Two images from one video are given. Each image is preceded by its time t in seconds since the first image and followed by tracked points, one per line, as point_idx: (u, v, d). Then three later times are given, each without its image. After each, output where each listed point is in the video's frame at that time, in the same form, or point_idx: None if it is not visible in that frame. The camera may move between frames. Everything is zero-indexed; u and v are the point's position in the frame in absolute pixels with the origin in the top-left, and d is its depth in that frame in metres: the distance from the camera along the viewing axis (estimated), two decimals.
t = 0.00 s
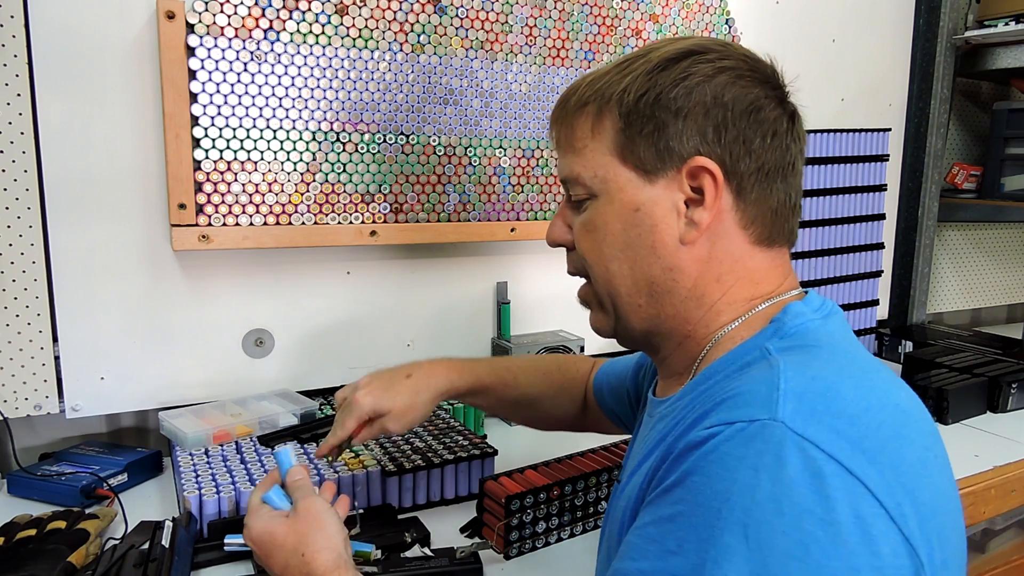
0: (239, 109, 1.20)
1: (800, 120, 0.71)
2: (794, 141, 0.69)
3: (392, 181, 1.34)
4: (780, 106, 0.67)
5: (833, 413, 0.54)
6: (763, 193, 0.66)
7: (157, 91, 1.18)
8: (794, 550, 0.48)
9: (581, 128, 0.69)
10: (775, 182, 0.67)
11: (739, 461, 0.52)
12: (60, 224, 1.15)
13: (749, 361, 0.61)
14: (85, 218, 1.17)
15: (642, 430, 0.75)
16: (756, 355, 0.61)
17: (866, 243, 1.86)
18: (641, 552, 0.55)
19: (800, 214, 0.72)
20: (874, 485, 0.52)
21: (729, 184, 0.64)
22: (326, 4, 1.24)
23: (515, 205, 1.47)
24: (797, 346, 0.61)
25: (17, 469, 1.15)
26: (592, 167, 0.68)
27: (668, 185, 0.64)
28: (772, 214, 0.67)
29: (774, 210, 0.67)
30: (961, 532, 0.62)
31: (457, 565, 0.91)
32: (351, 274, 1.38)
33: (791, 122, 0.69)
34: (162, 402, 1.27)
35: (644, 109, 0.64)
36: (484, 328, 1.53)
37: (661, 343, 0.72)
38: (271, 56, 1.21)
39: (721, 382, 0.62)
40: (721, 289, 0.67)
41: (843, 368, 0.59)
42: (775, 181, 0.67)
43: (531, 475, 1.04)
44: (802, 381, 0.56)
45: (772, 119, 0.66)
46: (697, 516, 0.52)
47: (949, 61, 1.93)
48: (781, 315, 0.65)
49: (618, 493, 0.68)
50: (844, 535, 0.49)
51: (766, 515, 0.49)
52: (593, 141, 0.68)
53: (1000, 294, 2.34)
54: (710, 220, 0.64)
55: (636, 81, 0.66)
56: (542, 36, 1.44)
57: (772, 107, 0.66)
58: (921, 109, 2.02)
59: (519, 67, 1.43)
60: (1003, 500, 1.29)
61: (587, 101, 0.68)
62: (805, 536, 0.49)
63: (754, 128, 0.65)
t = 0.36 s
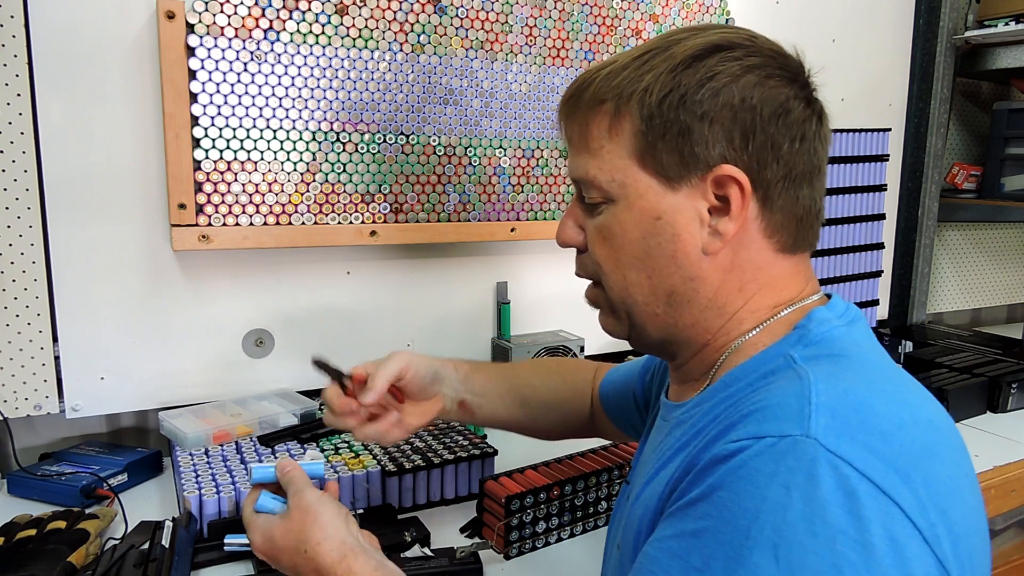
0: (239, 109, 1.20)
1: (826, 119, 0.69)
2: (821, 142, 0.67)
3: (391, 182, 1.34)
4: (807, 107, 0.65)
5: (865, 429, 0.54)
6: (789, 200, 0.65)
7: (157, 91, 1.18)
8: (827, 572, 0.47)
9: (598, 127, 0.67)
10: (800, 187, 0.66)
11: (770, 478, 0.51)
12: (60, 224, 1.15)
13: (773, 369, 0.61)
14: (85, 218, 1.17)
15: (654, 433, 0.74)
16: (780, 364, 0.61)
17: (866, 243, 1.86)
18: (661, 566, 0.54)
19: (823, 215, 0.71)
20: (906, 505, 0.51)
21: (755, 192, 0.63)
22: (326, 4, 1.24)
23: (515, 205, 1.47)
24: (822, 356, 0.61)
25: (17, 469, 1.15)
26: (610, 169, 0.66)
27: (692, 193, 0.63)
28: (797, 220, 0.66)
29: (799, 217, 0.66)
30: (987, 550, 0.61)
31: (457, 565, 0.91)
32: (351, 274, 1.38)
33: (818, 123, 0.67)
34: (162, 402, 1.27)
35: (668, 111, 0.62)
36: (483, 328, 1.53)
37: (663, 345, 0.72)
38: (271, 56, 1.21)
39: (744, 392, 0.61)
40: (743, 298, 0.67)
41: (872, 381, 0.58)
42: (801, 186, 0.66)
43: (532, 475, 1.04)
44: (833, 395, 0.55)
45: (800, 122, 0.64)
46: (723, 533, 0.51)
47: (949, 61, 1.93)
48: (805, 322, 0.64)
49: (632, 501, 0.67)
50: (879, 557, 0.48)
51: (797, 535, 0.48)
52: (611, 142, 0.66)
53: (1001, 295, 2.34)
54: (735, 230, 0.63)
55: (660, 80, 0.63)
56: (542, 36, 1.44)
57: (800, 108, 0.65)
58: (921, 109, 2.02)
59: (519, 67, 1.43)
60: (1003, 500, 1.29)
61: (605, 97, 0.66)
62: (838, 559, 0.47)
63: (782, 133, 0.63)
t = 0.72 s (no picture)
0: (239, 110, 1.20)
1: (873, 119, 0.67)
2: (871, 143, 0.66)
3: (392, 182, 1.34)
4: (862, 108, 0.64)
5: (921, 447, 0.52)
6: (838, 206, 0.64)
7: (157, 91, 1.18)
8: None
9: (642, 119, 0.64)
10: (849, 191, 0.64)
11: (821, 494, 0.49)
12: (60, 224, 1.15)
13: (811, 378, 0.60)
14: (86, 219, 1.17)
15: (672, 437, 0.73)
16: (820, 373, 0.60)
17: (866, 243, 1.86)
18: None
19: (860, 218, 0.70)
20: (962, 527, 0.49)
21: (807, 198, 0.62)
22: (326, 4, 1.24)
23: (514, 205, 1.47)
24: (866, 368, 0.59)
25: (17, 469, 1.15)
26: (653, 166, 0.63)
27: (741, 195, 0.61)
28: (843, 226, 0.65)
29: (846, 222, 0.65)
30: None
31: (457, 566, 0.90)
32: (351, 274, 1.38)
33: (869, 124, 0.65)
34: (162, 402, 1.27)
35: (722, 108, 0.60)
36: (483, 328, 1.53)
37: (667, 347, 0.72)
38: (271, 56, 1.21)
39: (785, 403, 0.60)
40: (783, 305, 0.65)
41: (922, 396, 0.56)
42: (850, 191, 0.64)
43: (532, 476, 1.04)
44: (887, 411, 0.53)
45: (855, 124, 0.63)
46: (769, 550, 0.49)
47: (949, 61, 1.94)
48: (843, 329, 0.63)
49: (659, 509, 0.66)
50: None
51: (849, 554, 0.46)
52: (656, 137, 0.63)
53: (1001, 295, 2.34)
54: (785, 236, 0.61)
55: (714, 74, 0.60)
56: (542, 36, 1.44)
57: (856, 110, 0.63)
58: (921, 109, 2.02)
59: (519, 67, 1.43)
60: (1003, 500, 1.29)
61: (651, 89, 0.63)
62: None
63: (837, 136, 0.61)
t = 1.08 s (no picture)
0: (239, 110, 1.20)
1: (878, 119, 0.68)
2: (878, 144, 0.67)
3: (391, 182, 1.34)
4: (871, 109, 0.64)
5: (949, 442, 0.51)
6: (850, 208, 0.64)
7: (157, 92, 1.18)
8: None
9: (655, 125, 0.63)
10: (860, 193, 0.65)
11: (857, 493, 0.49)
12: (60, 224, 1.15)
13: (826, 378, 0.60)
14: (87, 219, 1.17)
15: (678, 438, 0.73)
16: (834, 373, 0.60)
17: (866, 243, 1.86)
18: None
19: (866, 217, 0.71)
20: (992, 520, 0.49)
21: (822, 203, 0.62)
22: (326, 4, 1.24)
23: (515, 205, 1.47)
24: (881, 365, 0.59)
25: (17, 469, 1.15)
26: (667, 174, 0.62)
27: (756, 201, 0.61)
28: (854, 227, 0.66)
29: (858, 224, 0.66)
30: None
31: (457, 566, 0.90)
32: (352, 274, 1.38)
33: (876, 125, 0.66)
34: (163, 402, 1.27)
35: (740, 115, 0.59)
36: (484, 328, 1.53)
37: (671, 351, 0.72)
38: (271, 56, 1.21)
39: (803, 403, 0.60)
40: (797, 308, 0.65)
41: (942, 390, 0.56)
42: (861, 193, 0.65)
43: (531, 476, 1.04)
44: (913, 407, 0.53)
45: (866, 126, 0.63)
46: (806, 551, 0.49)
47: (949, 61, 1.94)
48: (853, 328, 0.63)
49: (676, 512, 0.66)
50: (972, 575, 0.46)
51: (889, 552, 0.46)
52: (670, 143, 0.62)
53: (1001, 295, 2.34)
54: (801, 241, 0.61)
55: (730, 80, 0.60)
56: (542, 36, 1.44)
57: (866, 112, 0.64)
58: (921, 109, 2.02)
59: (519, 67, 1.43)
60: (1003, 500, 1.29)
61: (664, 95, 0.62)
62: None
63: (850, 139, 0.62)
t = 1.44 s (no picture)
0: (239, 110, 1.20)
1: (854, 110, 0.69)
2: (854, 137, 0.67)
3: (391, 181, 1.34)
4: (846, 102, 0.65)
5: (943, 432, 0.51)
6: (833, 202, 0.65)
7: (157, 91, 1.18)
8: None
9: (638, 136, 0.63)
10: (841, 186, 0.65)
11: (855, 483, 0.49)
12: (60, 224, 1.15)
13: (819, 373, 0.60)
14: (86, 218, 1.17)
15: (673, 438, 0.72)
16: (827, 368, 0.60)
17: (866, 244, 1.86)
18: None
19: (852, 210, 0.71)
20: (987, 508, 0.49)
21: (807, 198, 0.62)
22: (326, 4, 1.24)
23: (515, 205, 1.47)
24: (872, 359, 0.60)
25: (17, 469, 1.15)
26: (653, 182, 0.62)
27: (744, 200, 0.61)
28: (839, 221, 0.66)
29: (841, 216, 0.66)
30: None
31: (457, 566, 0.90)
32: (351, 274, 1.38)
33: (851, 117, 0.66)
34: (163, 402, 1.27)
35: (719, 118, 0.60)
36: (484, 328, 1.53)
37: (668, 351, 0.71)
38: (271, 56, 1.21)
39: (796, 399, 0.60)
40: (789, 304, 0.65)
41: (933, 382, 0.57)
42: (842, 185, 0.65)
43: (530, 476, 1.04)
44: (907, 398, 0.53)
45: (842, 119, 0.64)
46: (806, 543, 0.49)
47: (949, 61, 1.94)
48: (843, 324, 0.63)
49: (673, 512, 0.65)
50: (969, 562, 0.46)
51: (889, 540, 0.45)
52: (654, 153, 0.62)
53: (1001, 295, 2.34)
54: (790, 237, 0.62)
55: (707, 87, 0.60)
56: (542, 36, 1.44)
57: (841, 105, 0.64)
58: (921, 109, 2.02)
59: (519, 67, 1.43)
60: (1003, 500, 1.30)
61: (643, 106, 0.62)
62: (932, 564, 0.45)
63: (828, 133, 0.62)
